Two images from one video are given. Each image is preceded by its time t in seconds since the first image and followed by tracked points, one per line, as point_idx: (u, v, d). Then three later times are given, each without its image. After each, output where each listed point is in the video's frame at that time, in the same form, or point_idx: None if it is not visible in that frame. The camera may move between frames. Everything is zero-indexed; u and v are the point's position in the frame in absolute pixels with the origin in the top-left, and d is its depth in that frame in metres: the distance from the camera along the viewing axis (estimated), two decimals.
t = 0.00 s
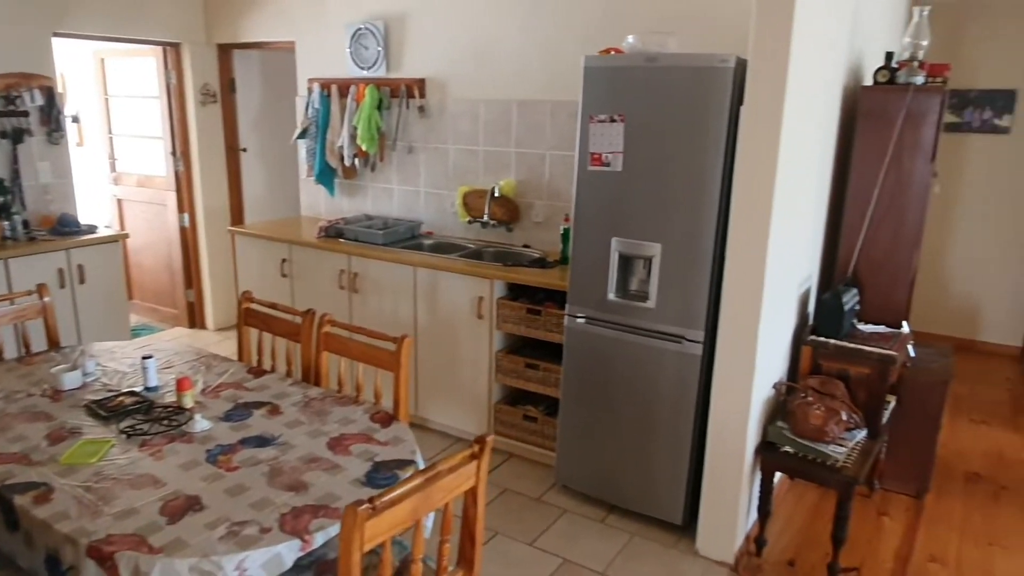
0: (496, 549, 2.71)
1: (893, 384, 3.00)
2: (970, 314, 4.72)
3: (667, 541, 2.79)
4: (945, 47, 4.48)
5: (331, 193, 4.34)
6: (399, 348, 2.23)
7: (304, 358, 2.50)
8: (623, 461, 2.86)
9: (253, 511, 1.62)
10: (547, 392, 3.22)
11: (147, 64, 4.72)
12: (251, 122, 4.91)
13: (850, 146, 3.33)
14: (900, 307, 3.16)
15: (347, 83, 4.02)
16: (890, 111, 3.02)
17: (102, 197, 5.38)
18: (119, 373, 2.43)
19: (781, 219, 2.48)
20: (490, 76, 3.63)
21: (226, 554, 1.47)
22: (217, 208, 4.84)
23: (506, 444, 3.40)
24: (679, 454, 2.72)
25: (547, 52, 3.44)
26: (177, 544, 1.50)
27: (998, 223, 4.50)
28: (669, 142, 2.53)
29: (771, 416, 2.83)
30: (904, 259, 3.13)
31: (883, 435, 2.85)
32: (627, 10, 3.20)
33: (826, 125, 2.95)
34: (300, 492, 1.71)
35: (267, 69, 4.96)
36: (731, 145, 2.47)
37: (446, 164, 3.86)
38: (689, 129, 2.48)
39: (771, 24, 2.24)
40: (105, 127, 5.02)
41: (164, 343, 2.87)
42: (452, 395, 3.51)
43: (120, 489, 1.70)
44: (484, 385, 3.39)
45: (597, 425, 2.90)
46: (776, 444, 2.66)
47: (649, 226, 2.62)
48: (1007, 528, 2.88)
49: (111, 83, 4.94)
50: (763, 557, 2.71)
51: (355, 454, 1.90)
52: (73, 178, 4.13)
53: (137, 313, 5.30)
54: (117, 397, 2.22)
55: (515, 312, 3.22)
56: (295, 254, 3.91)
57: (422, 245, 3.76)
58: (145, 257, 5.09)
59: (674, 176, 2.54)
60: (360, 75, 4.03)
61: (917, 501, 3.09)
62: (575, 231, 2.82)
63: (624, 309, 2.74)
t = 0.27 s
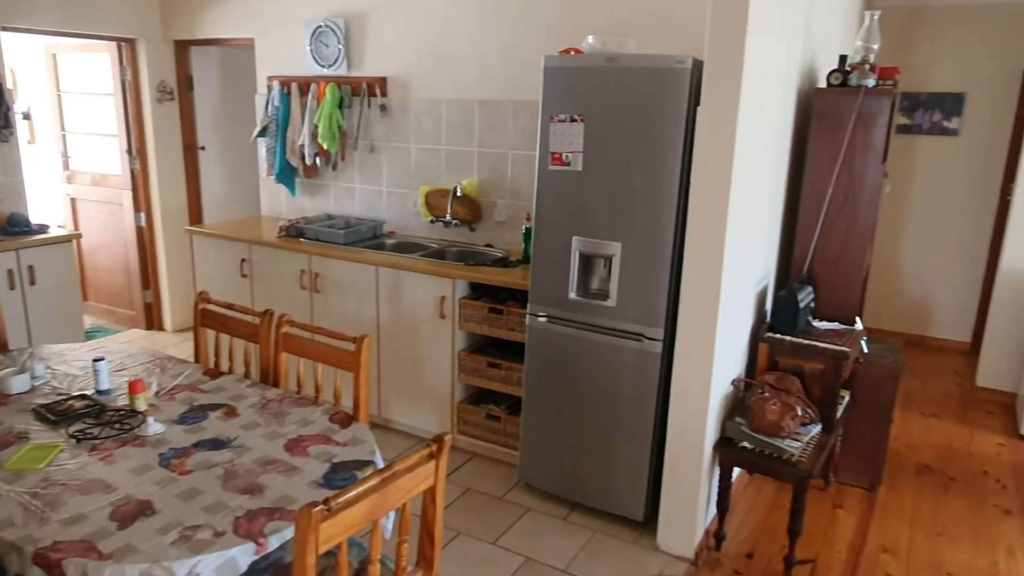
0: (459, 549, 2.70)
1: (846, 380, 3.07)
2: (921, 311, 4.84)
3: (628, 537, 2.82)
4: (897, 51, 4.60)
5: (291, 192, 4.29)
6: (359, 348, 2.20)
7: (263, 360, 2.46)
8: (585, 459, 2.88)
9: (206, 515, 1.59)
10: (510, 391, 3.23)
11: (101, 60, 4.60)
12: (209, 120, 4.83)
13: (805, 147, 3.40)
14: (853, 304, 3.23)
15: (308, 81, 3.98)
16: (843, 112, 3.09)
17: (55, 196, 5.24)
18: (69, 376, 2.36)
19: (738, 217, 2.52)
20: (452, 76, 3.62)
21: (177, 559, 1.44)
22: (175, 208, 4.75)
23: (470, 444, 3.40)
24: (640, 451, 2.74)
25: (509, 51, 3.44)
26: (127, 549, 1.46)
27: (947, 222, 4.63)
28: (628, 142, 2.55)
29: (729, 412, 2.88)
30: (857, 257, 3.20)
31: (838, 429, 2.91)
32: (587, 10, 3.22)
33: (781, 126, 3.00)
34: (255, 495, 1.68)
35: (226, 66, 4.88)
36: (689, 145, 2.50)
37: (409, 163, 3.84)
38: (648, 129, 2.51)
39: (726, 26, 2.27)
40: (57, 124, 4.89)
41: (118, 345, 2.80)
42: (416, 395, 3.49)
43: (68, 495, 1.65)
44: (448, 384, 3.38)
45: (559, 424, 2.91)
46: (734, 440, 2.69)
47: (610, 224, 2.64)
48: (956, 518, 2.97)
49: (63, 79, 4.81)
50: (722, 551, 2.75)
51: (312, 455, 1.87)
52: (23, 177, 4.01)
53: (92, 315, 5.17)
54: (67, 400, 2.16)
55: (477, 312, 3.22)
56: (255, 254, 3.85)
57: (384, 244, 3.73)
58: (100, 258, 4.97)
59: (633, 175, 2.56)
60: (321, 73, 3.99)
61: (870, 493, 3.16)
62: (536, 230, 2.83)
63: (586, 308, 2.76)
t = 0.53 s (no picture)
0: (422, 548, 2.68)
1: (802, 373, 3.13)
2: (874, 305, 4.96)
3: (590, 532, 2.83)
4: (849, 52, 4.72)
5: (249, 189, 4.21)
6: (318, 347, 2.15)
7: (219, 359, 2.39)
8: (547, 455, 2.89)
9: (160, 519, 1.55)
10: (472, 388, 3.22)
11: (49, 53, 4.45)
12: (163, 115, 4.71)
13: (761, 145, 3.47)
14: (808, 299, 3.30)
15: (265, 76, 3.91)
16: (798, 111, 3.16)
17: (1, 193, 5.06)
18: (15, 379, 2.28)
19: (696, 214, 2.55)
20: (412, 72, 3.59)
21: (129, 565, 1.40)
22: (128, 205, 4.62)
23: (432, 442, 3.38)
24: (601, 447, 2.76)
25: (470, 48, 3.43)
26: (76, 556, 1.41)
27: (898, 219, 4.77)
28: (588, 139, 2.56)
29: (689, 406, 2.92)
30: (812, 253, 3.27)
31: (794, 421, 2.97)
32: (547, 7, 3.23)
33: (738, 124, 3.05)
34: (211, 497, 1.64)
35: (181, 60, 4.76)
36: (648, 143, 2.52)
37: (369, 160, 3.80)
38: (607, 127, 2.52)
39: (684, 25, 2.30)
40: (3, 119, 4.72)
41: (67, 347, 2.71)
42: (377, 394, 3.46)
43: (13, 502, 1.59)
44: (410, 383, 3.36)
45: (521, 420, 2.92)
46: (693, 434, 2.73)
47: (570, 221, 2.65)
48: (906, 506, 3.06)
49: (8, 72, 4.64)
50: (682, 544, 2.78)
51: (270, 456, 1.84)
52: None
53: (41, 316, 5.02)
54: (12, 404, 2.08)
55: (439, 309, 3.21)
56: (212, 252, 3.77)
57: (344, 242, 3.69)
58: (50, 257, 4.81)
59: (593, 172, 2.58)
60: (278, 68, 3.92)
61: (825, 484, 3.24)
62: (497, 227, 2.83)
63: (547, 305, 2.77)
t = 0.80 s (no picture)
0: (382, 551, 2.65)
1: (757, 368, 3.20)
2: (824, 300, 5.09)
3: (551, 530, 2.84)
4: (799, 53, 4.83)
5: (200, 187, 4.10)
6: (272, 349, 2.09)
7: (170, 362, 2.32)
8: (507, 453, 2.89)
9: (107, 530, 1.49)
10: (431, 388, 3.20)
11: None
12: (109, 110, 4.55)
13: (715, 144, 3.52)
14: (762, 296, 3.37)
15: (216, 71, 3.81)
16: (750, 111, 3.22)
17: None
18: None
19: (653, 213, 2.58)
20: (368, 68, 3.54)
21: None
22: (72, 204, 4.46)
23: (391, 443, 3.35)
24: (561, 444, 2.78)
25: (426, 44, 3.40)
26: (17, 572, 1.36)
27: (846, 216, 4.90)
28: (546, 137, 2.56)
29: (647, 403, 2.95)
30: (765, 250, 3.34)
31: (749, 416, 3.03)
32: (503, 5, 3.22)
33: (693, 124, 3.09)
34: (162, 506, 1.59)
35: (127, 54, 4.61)
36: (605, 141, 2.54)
37: (324, 158, 3.73)
38: (565, 125, 2.53)
39: (639, 25, 2.31)
40: None
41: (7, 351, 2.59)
42: (335, 395, 3.41)
43: None
44: (370, 383, 3.31)
45: (481, 419, 2.91)
46: (652, 430, 2.76)
47: (528, 219, 2.65)
48: (856, 496, 3.15)
49: None
50: (642, 539, 2.81)
51: (224, 461, 1.79)
52: None
53: None
54: None
55: (397, 308, 3.17)
56: (161, 252, 3.66)
57: (300, 241, 3.62)
58: None
59: (551, 170, 2.58)
60: (230, 63, 3.82)
61: (779, 476, 3.31)
62: (455, 226, 2.81)
63: (505, 303, 2.76)
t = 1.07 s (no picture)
0: (339, 560, 2.61)
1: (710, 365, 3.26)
2: (771, 296, 5.22)
3: (510, 532, 2.84)
4: (745, 55, 4.94)
5: (143, 191, 3.96)
6: (221, 358, 2.02)
7: (113, 374, 2.22)
8: (465, 457, 2.87)
9: (48, 553, 1.42)
10: (387, 392, 3.16)
11: None
12: (43, 111, 4.36)
13: (666, 145, 3.57)
14: (713, 293, 3.43)
15: (157, 71, 3.68)
16: (699, 111, 3.28)
17: None
18: None
19: (606, 213, 2.60)
20: (317, 68, 3.48)
21: None
22: (5, 209, 4.26)
23: (347, 449, 3.30)
24: (519, 446, 2.77)
25: (376, 45, 3.35)
26: None
27: (791, 214, 5.03)
28: (499, 139, 2.56)
29: (604, 402, 2.97)
30: (716, 249, 3.40)
31: (703, 412, 3.08)
32: (454, 6, 3.20)
33: (644, 125, 3.13)
34: (107, 525, 1.52)
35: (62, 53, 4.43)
36: (558, 142, 2.54)
37: (273, 160, 3.65)
38: (517, 126, 2.53)
39: (590, 26, 2.33)
40: None
41: None
42: (288, 402, 3.33)
43: None
44: (324, 390, 3.25)
45: (438, 423, 2.88)
46: (609, 429, 2.79)
47: (482, 221, 2.64)
48: (806, 487, 3.24)
49: None
50: (601, 538, 2.83)
51: (172, 476, 1.73)
52: None
53: None
54: None
55: (350, 313, 3.12)
56: (102, 259, 3.52)
57: (249, 246, 3.53)
58: None
59: (504, 172, 2.58)
60: (172, 63, 3.70)
61: (733, 470, 3.38)
62: (409, 228, 2.78)
63: (461, 306, 2.75)
